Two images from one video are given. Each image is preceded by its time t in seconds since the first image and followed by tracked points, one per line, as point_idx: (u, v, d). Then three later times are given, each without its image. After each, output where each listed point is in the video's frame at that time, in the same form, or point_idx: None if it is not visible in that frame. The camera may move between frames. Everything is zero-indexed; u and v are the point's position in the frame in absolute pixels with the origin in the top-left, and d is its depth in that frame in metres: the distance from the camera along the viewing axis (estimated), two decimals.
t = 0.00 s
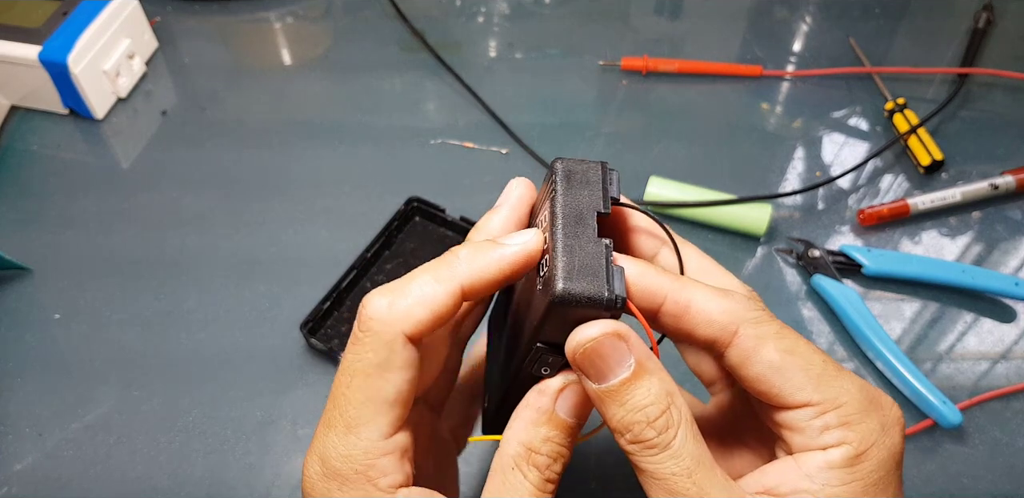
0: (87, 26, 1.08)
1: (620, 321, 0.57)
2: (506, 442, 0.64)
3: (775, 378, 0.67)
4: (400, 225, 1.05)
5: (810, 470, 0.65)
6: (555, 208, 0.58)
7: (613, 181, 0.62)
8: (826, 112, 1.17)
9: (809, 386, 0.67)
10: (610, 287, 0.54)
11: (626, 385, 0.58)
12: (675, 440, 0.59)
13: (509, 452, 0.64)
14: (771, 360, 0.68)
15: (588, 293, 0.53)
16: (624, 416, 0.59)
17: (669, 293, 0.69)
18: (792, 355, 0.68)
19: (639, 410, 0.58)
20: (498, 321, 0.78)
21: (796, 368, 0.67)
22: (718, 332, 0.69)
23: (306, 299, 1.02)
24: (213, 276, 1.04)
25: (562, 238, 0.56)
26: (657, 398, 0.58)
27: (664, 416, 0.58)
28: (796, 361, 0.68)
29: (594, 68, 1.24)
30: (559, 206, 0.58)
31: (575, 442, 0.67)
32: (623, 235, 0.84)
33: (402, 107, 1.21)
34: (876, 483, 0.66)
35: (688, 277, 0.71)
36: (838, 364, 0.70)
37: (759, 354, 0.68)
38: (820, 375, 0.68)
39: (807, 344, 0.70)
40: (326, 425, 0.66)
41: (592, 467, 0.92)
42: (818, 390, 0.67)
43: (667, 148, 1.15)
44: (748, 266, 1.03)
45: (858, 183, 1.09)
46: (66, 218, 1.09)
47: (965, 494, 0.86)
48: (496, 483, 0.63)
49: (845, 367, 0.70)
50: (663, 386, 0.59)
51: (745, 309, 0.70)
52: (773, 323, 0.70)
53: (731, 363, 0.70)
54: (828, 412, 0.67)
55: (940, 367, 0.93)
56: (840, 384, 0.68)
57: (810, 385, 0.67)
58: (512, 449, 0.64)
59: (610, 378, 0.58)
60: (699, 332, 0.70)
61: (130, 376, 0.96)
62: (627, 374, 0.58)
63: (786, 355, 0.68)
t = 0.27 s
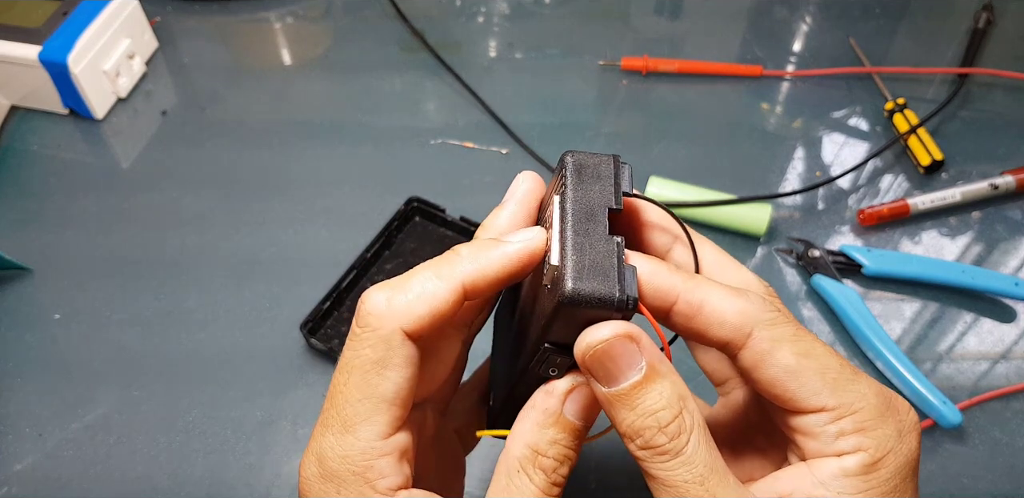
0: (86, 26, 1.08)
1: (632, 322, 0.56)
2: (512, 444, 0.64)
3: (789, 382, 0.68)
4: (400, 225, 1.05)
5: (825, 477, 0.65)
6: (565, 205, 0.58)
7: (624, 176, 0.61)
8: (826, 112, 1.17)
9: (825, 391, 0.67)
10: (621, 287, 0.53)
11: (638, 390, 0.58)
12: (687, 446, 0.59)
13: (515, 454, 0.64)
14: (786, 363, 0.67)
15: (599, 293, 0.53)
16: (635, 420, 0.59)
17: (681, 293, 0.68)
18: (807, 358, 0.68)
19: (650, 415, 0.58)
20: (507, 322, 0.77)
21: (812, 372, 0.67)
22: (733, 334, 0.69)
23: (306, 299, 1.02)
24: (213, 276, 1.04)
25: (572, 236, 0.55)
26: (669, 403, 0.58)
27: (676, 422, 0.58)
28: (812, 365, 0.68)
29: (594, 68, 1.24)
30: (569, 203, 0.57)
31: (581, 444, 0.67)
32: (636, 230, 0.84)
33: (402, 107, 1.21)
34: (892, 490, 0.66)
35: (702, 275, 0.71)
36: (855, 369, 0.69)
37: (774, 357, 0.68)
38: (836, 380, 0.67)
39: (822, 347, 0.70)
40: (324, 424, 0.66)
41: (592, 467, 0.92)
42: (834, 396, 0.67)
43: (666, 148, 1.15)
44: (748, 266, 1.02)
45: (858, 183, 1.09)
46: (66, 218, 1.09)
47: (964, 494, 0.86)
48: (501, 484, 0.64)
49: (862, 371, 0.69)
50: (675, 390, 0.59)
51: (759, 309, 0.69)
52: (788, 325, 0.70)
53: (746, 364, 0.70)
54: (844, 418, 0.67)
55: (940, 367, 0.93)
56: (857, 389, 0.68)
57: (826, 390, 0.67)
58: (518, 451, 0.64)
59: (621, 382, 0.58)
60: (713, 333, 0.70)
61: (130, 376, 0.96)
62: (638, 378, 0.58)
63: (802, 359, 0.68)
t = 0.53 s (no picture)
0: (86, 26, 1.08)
1: (633, 320, 0.56)
2: (511, 442, 0.64)
3: (790, 380, 0.68)
4: (400, 225, 1.05)
5: (825, 476, 0.66)
6: (567, 203, 0.57)
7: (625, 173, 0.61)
8: (826, 112, 1.17)
9: (826, 389, 0.67)
10: (622, 286, 0.53)
11: (638, 387, 0.58)
12: (688, 444, 0.59)
13: (513, 452, 0.64)
14: (787, 360, 0.68)
15: (600, 292, 0.53)
16: (635, 419, 0.59)
17: (683, 290, 0.69)
18: (808, 356, 0.68)
19: (650, 414, 0.58)
20: (507, 321, 0.77)
21: (812, 370, 0.67)
22: (734, 331, 0.69)
23: (306, 299, 1.02)
24: (213, 276, 1.04)
25: (574, 234, 0.55)
26: (670, 401, 0.58)
27: (676, 420, 0.58)
28: (813, 362, 0.68)
29: (594, 68, 1.24)
30: (571, 201, 0.57)
31: (580, 442, 0.67)
32: (636, 229, 0.84)
33: (402, 107, 1.21)
34: (893, 489, 0.66)
35: (704, 273, 0.71)
36: (856, 367, 0.69)
37: (775, 355, 0.68)
38: (837, 377, 0.67)
39: (824, 345, 0.70)
40: (322, 422, 0.66)
41: (592, 467, 0.92)
42: (835, 394, 0.67)
43: (667, 148, 1.15)
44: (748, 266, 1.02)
45: (858, 183, 1.09)
46: (66, 218, 1.09)
47: (964, 493, 0.86)
48: (500, 483, 0.64)
49: (863, 370, 0.70)
50: (675, 388, 0.59)
51: (760, 307, 0.70)
52: (789, 323, 0.70)
53: (747, 361, 0.70)
54: (844, 416, 0.67)
55: (940, 367, 0.93)
56: (858, 387, 0.68)
57: (826, 388, 0.67)
58: (516, 449, 0.64)
59: (622, 380, 0.58)
60: (714, 330, 0.70)
61: (130, 376, 0.96)
62: (639, 376, 0.58)
63: (802, 356, 0.68)
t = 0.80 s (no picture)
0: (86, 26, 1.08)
1: (634, 320, 0.56)
2: (511, 442, 0.64)
3: (790, 378, 0.68)
4: (400, 225, 1.05)
5: (825, 474, 0.66)
6: (567, 204, 0.57)
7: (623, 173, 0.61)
8: (826, 111, 1.17)
9: (826, 387, 0.67)
10: (624, 286, 0.53)
11: (639, 387, 0.58)
12: (689, 443, 0.59)
13: (513, 451, 0.64)
14: (788, 358, 0.68)
15: (602, 293, 0.53)
16: (636, 418, 0.59)
17: (684, 289, 0.69)
18: (809, 354, 0.68)
19: (651, 413, 0.58)
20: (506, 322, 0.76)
21: (812, 367, 0.68)
22: (735, 329, 0.70)
23: (306, 299, 1.02)
24: (213, 276, 1.04)
25: (574, 236, 0.55)
26: (671, 401, 0.58)
27: (677, 419, 0.58)
28: (813, 360, 0.68)
29: (594, 68, 1.24)
30: (571, 202, 0.57)
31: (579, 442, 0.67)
32: (636, 230, 0.84)
33: (402, 107, 1.21)
34: (892, 486, 0.66)
35: (704, 271, 0.71)
36: (855, 365, 0.69)
37: (776, 353, 0.68)
38: (837, 375, 0.67)
39: (823, 343, 0.70)
40: (325, 428, 0.66)
41: (592, 467, 0.92)
42: (835, 391, 0.67)
43: (667, 148, 1.15)
44: (748, 266, 1.02)
45: (858, 183, 1.09)
46: (66, 218, 1.09)
47: (964, 493, 0.86)
48: (500, 483, 0.64)
49: (862, 368, 0.70)
50: (676, 388, 0.59)
51: (761, 304, 0.70)
52: (790, 321, 0.70)
53: (747, 359, 0.70)
54: (844, 414, 0.67)
55: (940, 367, 0.93)
56: (858, 384, 0.68)
57: (826, 386, 0.67)
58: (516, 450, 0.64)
59: (623, 379, 0.58)
60: (715, 328, 0.70)
61: (129, 376, 0.96)
62: (640, 375, 0.58)
63: (802, 354, 0.68)
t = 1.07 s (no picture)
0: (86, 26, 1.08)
1: (639, 317, 0.57)
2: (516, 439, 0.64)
3: (795, 374, 0.67)
4: (400, 224, 1.05)
5: (829, 471, 0.66)
6: (572, 201, 0.57)
7: (627, 172, 0.61)
8: (826, 111, 1.17)
9: (830, 383, 0.67)
10: (629, 283, 0.53)
11: (644, 383, 0.58)
12: (693, 439, 0.59)
13: (518, 450, 0.64)
14: (792, 355, 0.68)
15: (607, 289, 0.53)
16: (640, 414, 0.59)
17: (689, 285, 0.69)
18: (813, 351, 0.68)
19: (656, 409, 0.58)
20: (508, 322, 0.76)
21: (817, 364, 0.67)
22: (740, 325, 0.70)
23: (306, 299, 1.02)
24: (213, 276, 1.04)
25: (579, 233, 0.55)
26: (676, 397, 0.58)
27: (682, 415, 0.58)
28: (817, 355, 0.68)
29: (594, 67, 1.24)
30: (575, 199, 0.57)
31: (582, 439, 0.67)
32: (640, 229, 0.83)
33: (402, 107, 1.21)
34: (895, 483, 0.66)
35: (708, 268, 0.71)
36: (859, 362, 0.69)
37: (780, 348, 0.68)
38: (841, 372, 0.67)
39: (827, 339, 0.70)
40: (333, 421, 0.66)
41: (592, 467, 0.92)
42: (839, 387, 0.67)
43: (667, 148, 1.15)
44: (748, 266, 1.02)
45: (858, 183, 1.09)
46: (65, 218, 1.09)
47: (964, 493, 0.86)
48: (504, 480, 0.64)
49: (866, 365, 0.70)
50: (681, 384, 0.59)
51: (765, 301, 0.70)
52: (794, 317, 0.70)
53: (751, 356, 0.70)
54: (848, 411, 0.67)
55: (940, 367, 0.93)
56: (862, 380, 0.68)
57: (830, 382, 0.67)
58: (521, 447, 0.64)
59: (627, 375, 0.58)
60: (719, 324, 0.70)
61: (129, 376, 0.96)
62: (645, 371, 0.58)
63: (807, 350, 0.68)
